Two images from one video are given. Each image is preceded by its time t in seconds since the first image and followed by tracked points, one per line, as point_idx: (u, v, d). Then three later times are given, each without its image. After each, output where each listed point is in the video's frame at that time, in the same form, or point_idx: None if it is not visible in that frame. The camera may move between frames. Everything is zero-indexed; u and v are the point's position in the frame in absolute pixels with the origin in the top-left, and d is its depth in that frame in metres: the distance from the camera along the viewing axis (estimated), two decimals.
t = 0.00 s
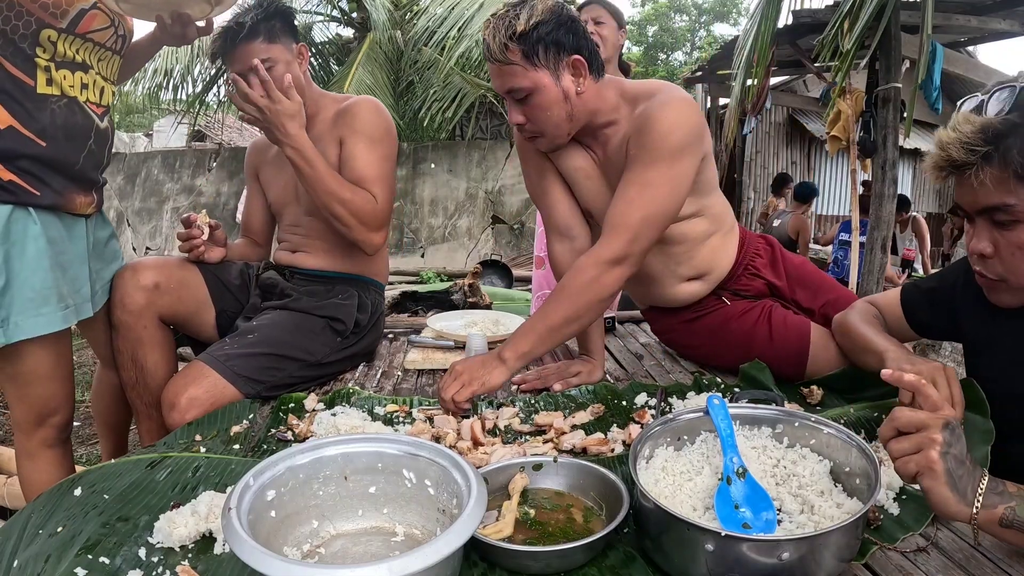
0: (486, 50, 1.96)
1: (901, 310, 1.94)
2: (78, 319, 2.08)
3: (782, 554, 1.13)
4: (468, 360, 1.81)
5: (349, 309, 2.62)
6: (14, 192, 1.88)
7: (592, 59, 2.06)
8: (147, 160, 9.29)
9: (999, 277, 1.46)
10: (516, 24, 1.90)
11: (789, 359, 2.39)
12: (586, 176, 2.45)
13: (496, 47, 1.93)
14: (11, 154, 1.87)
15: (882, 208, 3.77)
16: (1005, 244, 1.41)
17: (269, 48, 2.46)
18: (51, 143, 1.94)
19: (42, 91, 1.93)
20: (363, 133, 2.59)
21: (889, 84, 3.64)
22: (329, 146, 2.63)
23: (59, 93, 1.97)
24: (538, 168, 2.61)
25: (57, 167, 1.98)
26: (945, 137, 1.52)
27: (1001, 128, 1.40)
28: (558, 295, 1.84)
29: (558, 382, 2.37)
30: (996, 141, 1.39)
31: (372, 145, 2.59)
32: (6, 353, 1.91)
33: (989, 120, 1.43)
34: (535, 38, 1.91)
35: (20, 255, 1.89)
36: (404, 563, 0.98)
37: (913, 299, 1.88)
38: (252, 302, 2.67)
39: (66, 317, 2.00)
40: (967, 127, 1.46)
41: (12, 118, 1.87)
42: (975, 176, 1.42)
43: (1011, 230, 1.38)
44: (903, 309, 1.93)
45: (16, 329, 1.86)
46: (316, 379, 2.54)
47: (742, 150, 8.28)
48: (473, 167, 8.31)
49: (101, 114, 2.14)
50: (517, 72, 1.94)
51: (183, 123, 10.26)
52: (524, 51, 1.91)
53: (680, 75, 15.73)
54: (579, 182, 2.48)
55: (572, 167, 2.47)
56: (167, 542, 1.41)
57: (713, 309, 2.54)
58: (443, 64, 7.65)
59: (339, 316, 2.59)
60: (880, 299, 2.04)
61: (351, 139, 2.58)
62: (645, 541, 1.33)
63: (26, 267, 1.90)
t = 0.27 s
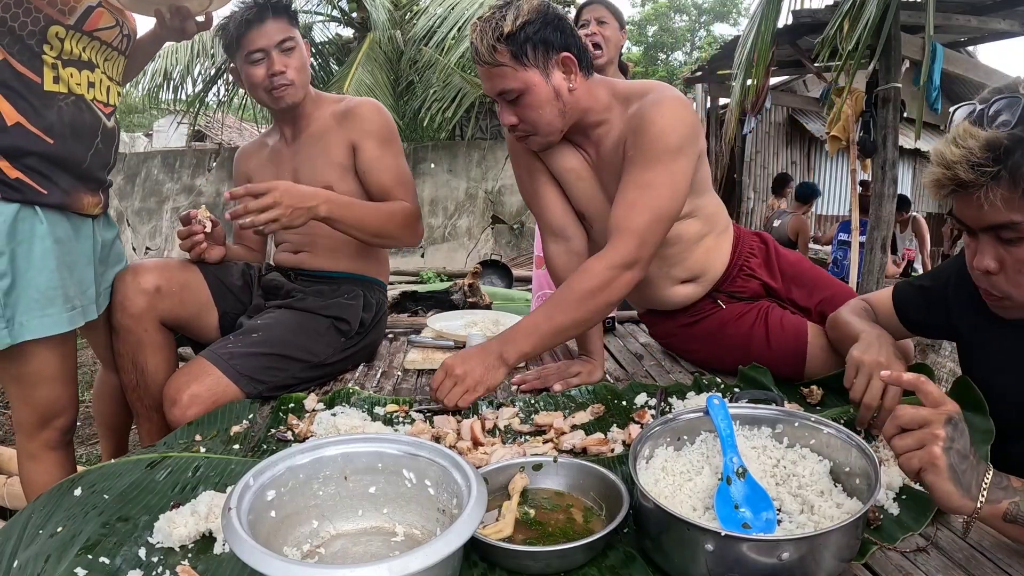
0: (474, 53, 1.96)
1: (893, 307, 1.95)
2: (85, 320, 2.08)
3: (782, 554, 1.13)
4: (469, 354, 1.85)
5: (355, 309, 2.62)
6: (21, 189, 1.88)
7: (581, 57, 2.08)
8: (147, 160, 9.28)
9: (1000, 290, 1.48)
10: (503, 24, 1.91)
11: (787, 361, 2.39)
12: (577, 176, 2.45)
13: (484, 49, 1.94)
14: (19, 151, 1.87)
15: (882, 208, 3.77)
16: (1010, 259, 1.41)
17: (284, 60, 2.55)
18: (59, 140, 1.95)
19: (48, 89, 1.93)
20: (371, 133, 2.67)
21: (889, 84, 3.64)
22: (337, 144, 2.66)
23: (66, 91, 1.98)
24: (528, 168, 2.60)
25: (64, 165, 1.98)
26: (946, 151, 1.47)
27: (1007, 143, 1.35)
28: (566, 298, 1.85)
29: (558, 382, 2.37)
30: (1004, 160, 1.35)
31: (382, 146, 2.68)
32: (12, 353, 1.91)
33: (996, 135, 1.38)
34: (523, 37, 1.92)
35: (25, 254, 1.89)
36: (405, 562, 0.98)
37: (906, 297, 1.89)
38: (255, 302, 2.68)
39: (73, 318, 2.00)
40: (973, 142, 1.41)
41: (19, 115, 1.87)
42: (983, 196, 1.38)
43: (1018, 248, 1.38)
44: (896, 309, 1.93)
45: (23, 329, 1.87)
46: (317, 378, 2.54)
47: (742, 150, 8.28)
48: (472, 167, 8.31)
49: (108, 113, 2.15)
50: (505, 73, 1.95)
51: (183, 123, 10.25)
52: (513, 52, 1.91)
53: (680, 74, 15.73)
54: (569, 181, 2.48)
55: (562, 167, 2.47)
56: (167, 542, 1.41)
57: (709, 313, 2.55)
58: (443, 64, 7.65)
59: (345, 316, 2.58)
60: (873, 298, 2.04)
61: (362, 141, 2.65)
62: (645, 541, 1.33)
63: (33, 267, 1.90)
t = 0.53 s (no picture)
0: (488, 53, 1.95)
1: (890, 307, 1.94)
2: (93, 320, 2.09)
3: (781, 554, 1.13)
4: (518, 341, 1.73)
5: (355, 300, 2.62)
6: (28, 188, 1.88)
7: (593, 53, 2.11)
8: (147, 160, 9.27)
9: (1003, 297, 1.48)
10: (517, 22, 1.91)
11: (786, 359, 2.39)
12: (584, 175, 2.45)
13: (498, 48, 1.93)
14: (26, 150, 1.87)
15: (881, 208, 3.77)
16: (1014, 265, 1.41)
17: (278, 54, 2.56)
18: (65, 139, 1.95)
19: (54, 87, 1.94)
20: (373, 140, 2.73)
21: (889, 84, 3.64)
22: (337, 148, 2.70)
23: (71, 89, 1.98)
24: (534, 167, 2.61)
25: (71, 164, 1.99)
26: (950, 159, 1.47)
27: (1013, 153, 1.35)
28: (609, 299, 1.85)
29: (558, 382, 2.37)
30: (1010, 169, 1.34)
31: (382, 153, 2.75)
32: (22, 357, 1.91)
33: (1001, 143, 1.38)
34: (536, 35, 1.93)
35: (33, 254, 1.89)
36: (404, 563, 0.98)
37: (903, 297, 1.88)
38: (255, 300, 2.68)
39: (81, 318, 2.01)
40: (978, 150, 1.40)
41: (25, 114, 1.87)
42: (988, 206, 1.38)
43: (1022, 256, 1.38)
44: (893, 311, 1.93)
45: (32, 331, 1.87)
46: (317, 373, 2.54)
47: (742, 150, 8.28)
48: (472, 166, 8.31)
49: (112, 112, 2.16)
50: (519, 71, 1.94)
51: (182, 123, 10.25)
52: (526, 49, 1.91)
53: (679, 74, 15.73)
54: (576, 180, 2.48)
55: (569, 167, 2.47)
56: (167, 542, 1.41)
57: (710, 311, 2.55)
58: (443, 64, 7.65)
59: (345, 306, 2.58)
60: (869, 299, 2.05)
61: (366, 151, 2.71)
62: (645, 541, 1.33)
63: (41, 267, 1.90)
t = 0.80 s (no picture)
0: (517, 45, 1.98)
1: (895, 308, 1.94)
2: (93, 320, 2.09)
3: (781, 554, 1.13)
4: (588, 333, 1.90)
5: (352, 284, 2.69)
6: (29, 189, 1.87)
7: (619, 49, 2.19)
8: (146, 160, 9.25)
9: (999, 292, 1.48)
10: (548, 16, 1.97)
11: (788, 359, 2.39)
12: (601, 171, 2.49)
13: (529, 41, 1.97)
14: (28, 150, 1.86)
15: (881, 208, 3.77)
16: (1009, 262, 1.41)
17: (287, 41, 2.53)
18: (65, 138, 1.96)
19: (54, 87, 1.93)
20: (369, 136, 2.76)
21: (889, 84, 3.64)
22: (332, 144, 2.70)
23: (70, 89, 1.98)
24: (546, 162, 2.66)
25: (72, 164, 1.99)
26: (944, 157, 1.49)
27: (1004, 150, 1.35)
28: (668, 295, 2.08)
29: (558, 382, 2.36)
30: (1000, 165, 1.35)
31: (377, 149, 2.78)
32: (22, 358, 1.91)
33: (991, 140, 1.39)
34: (567, 29, 1.99)
35: (35, 254, 1.89)
36: (404, 562, 0.98)
37: (906, 299, 1.89)
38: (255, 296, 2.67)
39: (82, 319, 2.01)
40: (969, 148, 1.41)
41: (27, 113, 1.87)
42: (980, 202, 1.39)
43: (1014, 251, 1.38)
44: (897, 312, 1.93)
45: (35, 332, 1.87)
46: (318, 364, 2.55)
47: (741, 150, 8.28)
48: (472, 166, 8.30)
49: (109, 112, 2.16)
50: (545, 64, 1.98)
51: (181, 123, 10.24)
52: (558, 41, 1.97)
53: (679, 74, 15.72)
54: (593, 177, 2.52)
55: (586, 163, 2.52)
56: (167, 541, 1.41)
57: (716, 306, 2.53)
58: (442, 63, 7.64)
59: (344, 290, 2.65)
60: (875, 299, 2.05)
61: (360, 144, 2.73)
62: (645, 541, 1.33)
63: (42, 268, 1.90)
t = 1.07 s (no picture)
0: (547, 37, 1.98)
1: (895, 309, 1.95)
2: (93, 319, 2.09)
3: (780, 554, 1.13)
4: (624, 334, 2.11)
5: (354, 298, 2.68)
6: (31, 190, 1.87)
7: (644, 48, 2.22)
8: (146, 160, 9.25)
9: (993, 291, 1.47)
10: (582, 9, 1.99)
11: (789, 357, 2.39)
12: (614, 169, 2.47)
13: (559, 33, 1.97)
14: (28, 151, 1.86)
15: (881, 208, 3.77)
16: (1000, 259, 1.41)
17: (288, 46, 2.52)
18: (66, 139, 1.95)
19: (54, 88, 1.93)
20: (370, 143, 2.77)
21: (889, 85, 3.64)
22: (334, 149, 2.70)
23: (70, 91, 1.98)
24: (555, 159, 2.61)
25: (70, 165, 1.99)
26: (933, 157, 1.51)
27: (991, 149, 1.37)
28: (687, 297, 2.20)
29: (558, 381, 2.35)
30: (987, 162, 1.37)
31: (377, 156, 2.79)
32: (22, 358, 1.90)
33: (977, 139, 1.41)
34: (599, 23, 2.01)
35: (35, 254, 1.88)
36: (404, 562, 0.98)
37: (907, 300, 1.89)
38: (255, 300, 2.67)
39: (83, 318, 2.01)
40: (957, 148, 1.44)
41: (28, 114, 1.87)
42: (967, 199, 1.41)
43: (1005, 248, 1.39)
44: (897, 313, 1.94)
45: (36, 332, 1.86)
46: (319, 372, 2.54)
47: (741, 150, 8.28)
48: (472, 166, 8.30)
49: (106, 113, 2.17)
50: (582, 58, 1.98)
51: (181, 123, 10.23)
52: (589, 35, 1.98)
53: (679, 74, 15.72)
54: (606, 174, 2.49)
55: (600, 160, 2.48)
56: (167, 541, 1.41)
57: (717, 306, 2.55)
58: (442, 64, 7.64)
59: (345, 304, 2.64)
60: (875, 300, 2.06)
61: (360, 151, 2.74)
62: (644, 541, 1.33)
63: (44, 268, 1.90)
